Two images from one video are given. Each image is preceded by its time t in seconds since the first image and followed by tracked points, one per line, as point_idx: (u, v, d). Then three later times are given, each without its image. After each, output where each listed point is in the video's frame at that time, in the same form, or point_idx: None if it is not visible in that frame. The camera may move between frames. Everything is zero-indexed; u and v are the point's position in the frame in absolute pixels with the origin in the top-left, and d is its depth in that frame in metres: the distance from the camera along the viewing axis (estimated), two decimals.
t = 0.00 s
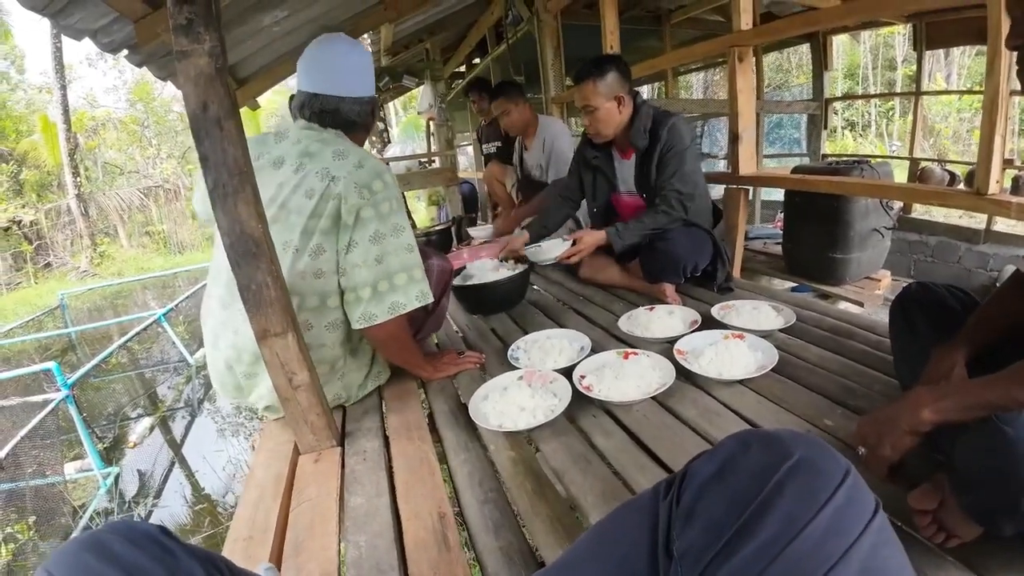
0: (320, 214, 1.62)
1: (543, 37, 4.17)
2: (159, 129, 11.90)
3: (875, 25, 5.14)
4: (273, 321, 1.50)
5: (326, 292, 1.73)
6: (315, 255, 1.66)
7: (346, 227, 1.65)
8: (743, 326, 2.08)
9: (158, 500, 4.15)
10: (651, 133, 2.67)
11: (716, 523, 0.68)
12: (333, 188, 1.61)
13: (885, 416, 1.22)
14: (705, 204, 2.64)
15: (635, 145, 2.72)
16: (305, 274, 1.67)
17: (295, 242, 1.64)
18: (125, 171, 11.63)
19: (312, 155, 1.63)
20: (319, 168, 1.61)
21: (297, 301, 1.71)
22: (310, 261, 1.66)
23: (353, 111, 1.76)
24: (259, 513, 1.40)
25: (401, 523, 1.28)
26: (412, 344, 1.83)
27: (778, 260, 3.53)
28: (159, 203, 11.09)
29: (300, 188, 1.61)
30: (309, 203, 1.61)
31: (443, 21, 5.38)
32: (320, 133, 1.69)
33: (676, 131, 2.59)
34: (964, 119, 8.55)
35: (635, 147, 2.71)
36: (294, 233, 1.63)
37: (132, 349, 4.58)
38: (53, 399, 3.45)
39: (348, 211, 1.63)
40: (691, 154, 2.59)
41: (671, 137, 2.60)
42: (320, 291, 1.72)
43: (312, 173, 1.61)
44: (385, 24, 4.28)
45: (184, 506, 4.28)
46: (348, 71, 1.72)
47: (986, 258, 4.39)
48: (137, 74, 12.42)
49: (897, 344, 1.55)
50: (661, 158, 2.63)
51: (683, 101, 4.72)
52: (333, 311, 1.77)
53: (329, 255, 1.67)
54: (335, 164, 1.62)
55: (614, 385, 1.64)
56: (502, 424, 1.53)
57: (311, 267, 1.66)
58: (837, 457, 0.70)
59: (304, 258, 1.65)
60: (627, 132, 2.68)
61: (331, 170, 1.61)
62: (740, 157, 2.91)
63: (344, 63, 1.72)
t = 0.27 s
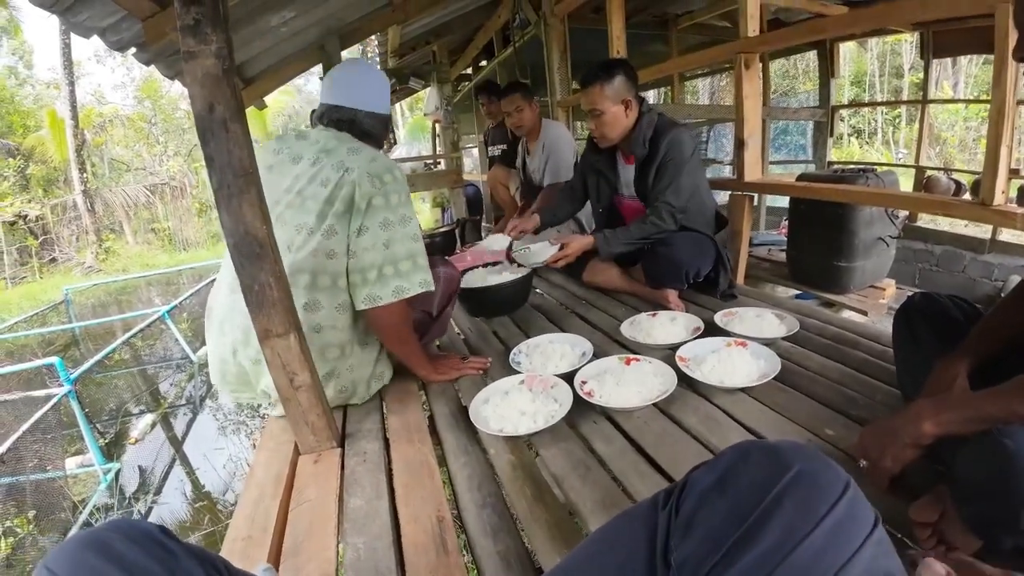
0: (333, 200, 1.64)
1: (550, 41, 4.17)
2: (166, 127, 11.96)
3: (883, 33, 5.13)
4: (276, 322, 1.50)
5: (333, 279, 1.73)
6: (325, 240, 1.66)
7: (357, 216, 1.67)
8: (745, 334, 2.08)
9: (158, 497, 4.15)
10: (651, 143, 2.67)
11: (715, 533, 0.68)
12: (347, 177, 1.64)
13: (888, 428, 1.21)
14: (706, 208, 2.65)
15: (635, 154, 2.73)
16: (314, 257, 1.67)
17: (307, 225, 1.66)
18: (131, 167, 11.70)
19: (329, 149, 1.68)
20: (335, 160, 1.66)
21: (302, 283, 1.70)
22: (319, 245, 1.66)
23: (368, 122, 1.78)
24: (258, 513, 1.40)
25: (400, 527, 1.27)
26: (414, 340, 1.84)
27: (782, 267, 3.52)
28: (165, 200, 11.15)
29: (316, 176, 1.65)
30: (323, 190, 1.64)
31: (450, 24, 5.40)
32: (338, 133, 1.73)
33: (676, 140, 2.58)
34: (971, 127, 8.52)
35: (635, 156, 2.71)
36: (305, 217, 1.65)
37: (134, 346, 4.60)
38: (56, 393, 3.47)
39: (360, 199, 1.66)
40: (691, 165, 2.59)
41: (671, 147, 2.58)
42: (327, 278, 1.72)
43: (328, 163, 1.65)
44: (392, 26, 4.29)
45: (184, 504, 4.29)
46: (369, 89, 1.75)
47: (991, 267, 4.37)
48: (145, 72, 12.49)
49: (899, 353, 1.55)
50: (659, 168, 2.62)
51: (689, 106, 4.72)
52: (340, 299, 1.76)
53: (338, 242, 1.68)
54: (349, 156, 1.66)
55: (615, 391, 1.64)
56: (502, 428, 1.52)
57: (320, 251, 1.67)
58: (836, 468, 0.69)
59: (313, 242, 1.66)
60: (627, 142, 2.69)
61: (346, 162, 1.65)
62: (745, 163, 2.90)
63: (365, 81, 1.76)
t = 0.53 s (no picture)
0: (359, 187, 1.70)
1: (558, 46, 4.18)
2: (173, 124, 12.01)
3: (892, 41, 5.12)
4: (282, 320, 1.51)
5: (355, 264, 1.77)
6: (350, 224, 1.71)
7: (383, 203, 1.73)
8: (751, 340, 2.07)
9: (159, 493, 4.16)
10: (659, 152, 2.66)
11: (720, 539, 0.68)
12: (374, 164, 1.71)
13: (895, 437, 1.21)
14: (715, 215, 2.64)
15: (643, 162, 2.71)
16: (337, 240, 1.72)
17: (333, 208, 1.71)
18: (138, 164, 11.76)
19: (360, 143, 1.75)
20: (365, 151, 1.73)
21: (324, 264, 1.74)
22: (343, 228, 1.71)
23: (399, 138, 1.87)
24: (261, 511, 1.40)
25: (402, 527, 1.28)
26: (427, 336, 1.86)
27: (787, 273, 3.51)
28: (170, 197, 11.20)
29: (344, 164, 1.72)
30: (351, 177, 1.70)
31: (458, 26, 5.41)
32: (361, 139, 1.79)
33: (686, 150, 2.55)
34: (977, 136, 8.51)
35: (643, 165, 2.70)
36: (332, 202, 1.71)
37: (138, 342, 4.62)
38: (60, 387, 3.49)
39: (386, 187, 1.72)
40: (698, 176, 2.57)
41: (678, 158, 2.56)
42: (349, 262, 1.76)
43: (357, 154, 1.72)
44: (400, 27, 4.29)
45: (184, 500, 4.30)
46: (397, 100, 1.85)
47: (997, 276, 4.35)
48: (153, 69, 12.56)
49: (904, 362, 1.54)
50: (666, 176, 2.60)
51: (695, 112, 4.72)
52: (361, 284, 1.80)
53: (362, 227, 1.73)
54: (378, 148, 1.73)
55: (619, 395, 1.64)
56: (506, 430, 1.52)
57: (343, 235, 1.72)
58: (842, 477, 0.69)
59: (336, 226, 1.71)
60: (635, 149, 2.68)
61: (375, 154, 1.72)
62: (751, 169, 2.89)
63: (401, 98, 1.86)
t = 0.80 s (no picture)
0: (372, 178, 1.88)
1: (565, 49, 4.19)
2: (180, 123, 12.05)
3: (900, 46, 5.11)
4: (290, 317, 1.51)
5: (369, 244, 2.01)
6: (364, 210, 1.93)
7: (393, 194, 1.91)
8: (758, 343, 2.06)
9: (161, 489, 4.17)
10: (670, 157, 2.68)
11: (731, 536, 0.68)
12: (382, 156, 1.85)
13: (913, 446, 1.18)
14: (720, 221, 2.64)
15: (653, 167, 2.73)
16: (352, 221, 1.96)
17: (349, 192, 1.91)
18: (145, 162, 11.81)
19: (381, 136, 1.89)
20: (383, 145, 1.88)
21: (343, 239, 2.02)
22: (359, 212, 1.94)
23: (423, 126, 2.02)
24: (267, 507, 1.40)
25: (408, 525, 1.28)
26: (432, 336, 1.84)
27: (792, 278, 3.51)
28: (176, 195, 11.24)
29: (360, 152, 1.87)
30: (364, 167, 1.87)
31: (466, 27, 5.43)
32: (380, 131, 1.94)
33: (698, 157, 2.56)
34: (983, 143, 8.49)
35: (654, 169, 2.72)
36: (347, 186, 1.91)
37: (142, 338, 4.63)
38: (65, 382, 3.50)
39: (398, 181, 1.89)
40: (709, 183, 2.57)
41: (689, 164, 2.57)
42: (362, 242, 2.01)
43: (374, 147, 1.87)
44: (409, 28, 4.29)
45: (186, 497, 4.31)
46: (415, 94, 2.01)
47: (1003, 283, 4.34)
48: (160, 67, 12.62)
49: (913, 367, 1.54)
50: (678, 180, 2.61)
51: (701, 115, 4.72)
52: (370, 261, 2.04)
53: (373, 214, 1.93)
54: (391, 144, 1.87)
55: (626, 397, 1.63)
56: (512, 430, 1.51)
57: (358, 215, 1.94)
58: (853, 479, 0.69)
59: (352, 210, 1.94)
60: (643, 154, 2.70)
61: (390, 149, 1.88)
62: (758, 173, 2.88)
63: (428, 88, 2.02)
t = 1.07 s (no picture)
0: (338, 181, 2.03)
1: (550, 63, 4.24)
2: (167, 142, 12.02)
3: (879, 53, 5.20)
4: (279, 334, 1.51)
5: (331, 244, 2.02)
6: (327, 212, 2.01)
7: (359, 195, 2.06)
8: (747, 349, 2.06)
9: (153, 510, 4.11)
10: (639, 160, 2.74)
11: (720, 541, 0.67)
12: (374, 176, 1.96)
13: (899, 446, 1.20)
14: (703, 222, 2.65)
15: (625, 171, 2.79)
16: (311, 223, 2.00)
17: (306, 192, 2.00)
18: (132, 182, 11.75)
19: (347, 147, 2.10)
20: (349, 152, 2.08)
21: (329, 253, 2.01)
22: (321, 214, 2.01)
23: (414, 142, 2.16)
24: (258, 528, 1.39)
25: (401, 541, 1.27)
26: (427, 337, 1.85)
27: (780, 282, 3.54)
28: (164, 215, 11.19)
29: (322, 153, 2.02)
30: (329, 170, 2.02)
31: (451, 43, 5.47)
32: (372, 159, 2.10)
33: (663, 152, 2.65)
34: (964, 144, 8.65)
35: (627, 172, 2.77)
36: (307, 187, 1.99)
37: (132, 360, 4.58)
38: (53, 406, 3.46)
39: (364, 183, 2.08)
40: (681, 176, 2.63)
41: (659, 161, 2.64)
42: (324, 243, 2.02)
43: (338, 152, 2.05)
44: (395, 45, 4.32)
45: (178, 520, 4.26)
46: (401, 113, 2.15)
47: (987, 282, 4.39)
48: (147, 87, 12.61)
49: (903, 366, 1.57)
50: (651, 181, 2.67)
51: (686, 125, 4.78)
52: (332, 262, 2.02)
53: (338, 215, 2.03)
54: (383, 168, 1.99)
55: (617, 405, 1.60)
56: (503, 442, 1.49)
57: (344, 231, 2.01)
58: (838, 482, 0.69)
59: (314, 213, 2.01)
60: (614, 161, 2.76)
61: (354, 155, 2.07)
62: (742, 180, 2.91)
63: (324, 102, 2.12)
